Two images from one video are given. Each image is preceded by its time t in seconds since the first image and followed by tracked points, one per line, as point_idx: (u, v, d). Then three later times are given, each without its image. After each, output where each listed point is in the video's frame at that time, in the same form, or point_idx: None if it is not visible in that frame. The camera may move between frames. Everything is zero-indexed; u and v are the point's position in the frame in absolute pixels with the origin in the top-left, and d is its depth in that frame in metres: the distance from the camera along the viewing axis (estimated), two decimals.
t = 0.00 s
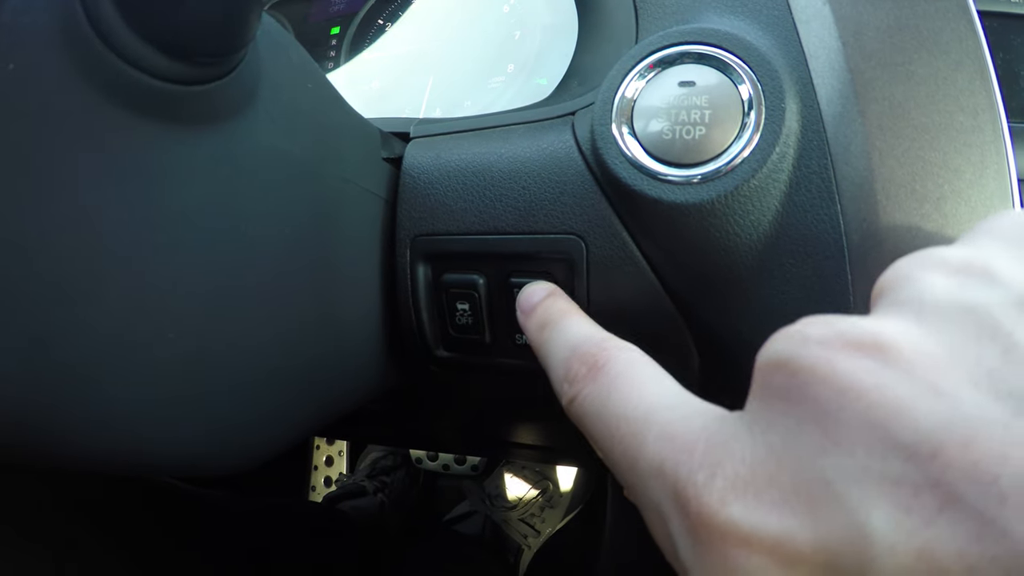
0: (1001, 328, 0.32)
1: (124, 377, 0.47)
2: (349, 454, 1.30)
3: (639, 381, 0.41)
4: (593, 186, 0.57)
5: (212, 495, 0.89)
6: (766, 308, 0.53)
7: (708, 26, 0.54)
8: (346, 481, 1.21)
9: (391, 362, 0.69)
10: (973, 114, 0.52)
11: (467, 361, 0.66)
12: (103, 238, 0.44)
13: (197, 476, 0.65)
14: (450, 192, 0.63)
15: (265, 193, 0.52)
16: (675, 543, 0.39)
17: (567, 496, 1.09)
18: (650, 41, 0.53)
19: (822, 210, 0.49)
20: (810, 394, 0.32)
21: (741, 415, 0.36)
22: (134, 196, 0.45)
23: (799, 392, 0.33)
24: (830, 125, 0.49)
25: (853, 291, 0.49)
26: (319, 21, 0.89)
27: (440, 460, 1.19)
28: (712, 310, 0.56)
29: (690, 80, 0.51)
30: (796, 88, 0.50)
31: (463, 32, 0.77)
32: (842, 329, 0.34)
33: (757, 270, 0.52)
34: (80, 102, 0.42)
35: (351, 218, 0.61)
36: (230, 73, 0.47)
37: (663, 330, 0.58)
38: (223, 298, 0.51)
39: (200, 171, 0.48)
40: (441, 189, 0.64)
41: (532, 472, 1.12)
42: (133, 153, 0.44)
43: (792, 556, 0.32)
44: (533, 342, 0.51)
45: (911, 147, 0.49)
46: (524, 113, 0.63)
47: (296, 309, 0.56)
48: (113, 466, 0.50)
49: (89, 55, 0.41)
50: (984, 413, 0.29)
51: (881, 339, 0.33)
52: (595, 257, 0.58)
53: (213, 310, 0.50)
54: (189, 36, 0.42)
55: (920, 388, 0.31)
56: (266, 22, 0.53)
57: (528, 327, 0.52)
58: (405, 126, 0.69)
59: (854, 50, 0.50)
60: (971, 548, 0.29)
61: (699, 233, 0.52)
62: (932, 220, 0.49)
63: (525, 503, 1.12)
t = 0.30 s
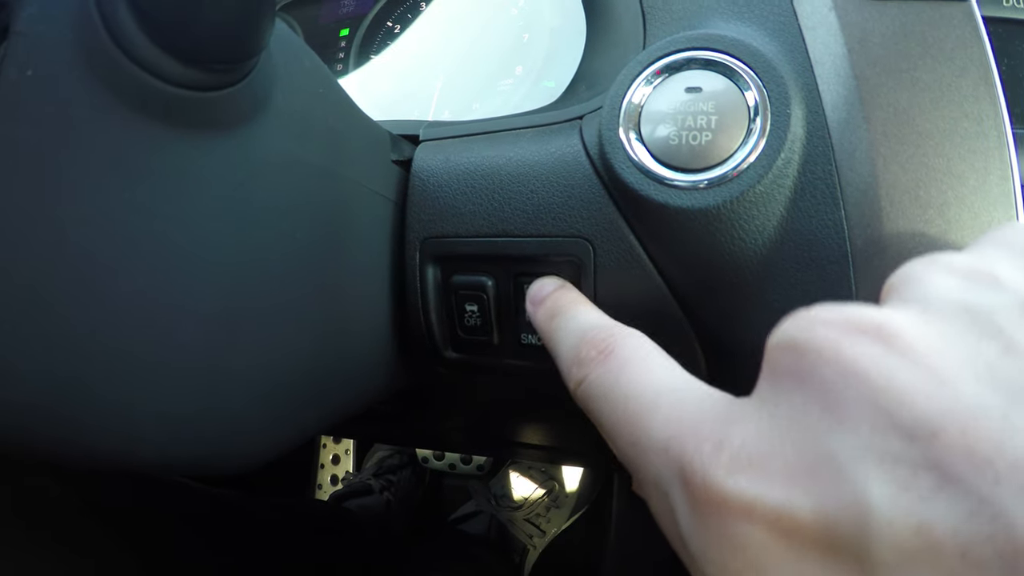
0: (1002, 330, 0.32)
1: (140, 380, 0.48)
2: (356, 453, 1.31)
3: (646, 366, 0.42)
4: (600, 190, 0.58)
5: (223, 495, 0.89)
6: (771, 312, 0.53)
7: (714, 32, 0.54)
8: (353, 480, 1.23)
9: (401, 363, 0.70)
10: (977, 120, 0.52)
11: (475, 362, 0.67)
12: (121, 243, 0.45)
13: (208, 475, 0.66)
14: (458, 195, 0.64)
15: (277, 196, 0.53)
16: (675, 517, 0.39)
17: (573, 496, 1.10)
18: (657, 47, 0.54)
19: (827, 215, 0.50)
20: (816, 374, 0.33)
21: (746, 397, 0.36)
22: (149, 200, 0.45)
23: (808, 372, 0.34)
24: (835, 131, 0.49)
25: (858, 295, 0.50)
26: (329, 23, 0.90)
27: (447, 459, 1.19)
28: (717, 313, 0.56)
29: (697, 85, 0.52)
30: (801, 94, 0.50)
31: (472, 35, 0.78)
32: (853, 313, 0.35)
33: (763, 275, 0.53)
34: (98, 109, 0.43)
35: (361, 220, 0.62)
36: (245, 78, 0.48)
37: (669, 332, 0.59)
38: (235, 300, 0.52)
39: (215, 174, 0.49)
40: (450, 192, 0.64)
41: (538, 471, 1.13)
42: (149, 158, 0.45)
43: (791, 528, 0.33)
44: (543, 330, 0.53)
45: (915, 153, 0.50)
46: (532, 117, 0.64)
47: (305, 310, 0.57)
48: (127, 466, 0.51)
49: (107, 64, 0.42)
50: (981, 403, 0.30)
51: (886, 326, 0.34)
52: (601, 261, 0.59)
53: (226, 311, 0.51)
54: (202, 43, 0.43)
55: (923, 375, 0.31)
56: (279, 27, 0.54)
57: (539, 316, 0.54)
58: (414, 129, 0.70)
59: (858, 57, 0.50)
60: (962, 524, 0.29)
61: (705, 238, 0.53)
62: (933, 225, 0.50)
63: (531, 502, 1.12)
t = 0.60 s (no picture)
0: None
1: (145, 382, 0.48)
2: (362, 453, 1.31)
3: None
4: (606, 191, 0.58)
5: (229, 493, 0.91)
6: (776, 317, 0.52)
7: (723, 32, 0.54)
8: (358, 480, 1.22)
9: (406, 364, 0.69)
10: (989, 123, 0.49)
11: (480, 365, 0.67)
12: (126, 245, 0.45)
13: (214, 476, 0.66)
14: (463, 196, 0.64)
15: (280, 198, 0.53)
16: None
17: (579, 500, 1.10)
18: (665, 48, 0.53)
19: (835, 218, 0.49)
20: None
21: None
22: (152, 201, 0.45)
23: None
24: (845, 133, 0.49)
25: (868, 301, 0.49)
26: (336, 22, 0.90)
27: (453, 460, 1.18)
28: (723, 318, 0.55)
29: (705, 86, 0.51)
30: (811, 94, 0.50)
31: (478, 34, 0.78)
32: None
33: (772, 279, 0.52)
34: (102, 110, 0.43)
35: (366, 221, 0.62)
36: (247, 80, 0.48)
37: (676, 336, 0.58)
38: (239, 302, 0.51)
39: (219, 176, 0.48)
40: (456, 193, 0.64)
41: (544, 474, 1.11)
42: (153, 158, 0.45)
43: None
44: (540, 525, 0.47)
45: (926, 157, 0.48)
46: (538, 117, 0.63)
47: (309, 312, 0.57)
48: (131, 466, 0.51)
49: (111, 67, 0.42)
50: None
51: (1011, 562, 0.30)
52: (606, 263, 0.58)
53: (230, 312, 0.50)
54: (206, 44, 0.43)
55: None
56: (283, 28, 0.54)
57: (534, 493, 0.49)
58: (420, 129, 0.70)
59: (868, 58, 0.49)
60: None
61: (712, 241, 0.52)
62: (942, 232, 0.48)
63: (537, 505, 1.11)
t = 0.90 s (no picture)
0: None
1: (138, 382, 0.47)
2: (365, 452, 1.31)
3: None
4: (604, 189, 0.57)
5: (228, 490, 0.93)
6: (776, 316, 0.52)
7: (722, 26, 0.53)
8: (360, 479, 1.22)
9: (404, 363, 0.69)
10: (993, 117, 0.48)
11: (477, 363, 0.66)
12: (119, 243, 0.44)
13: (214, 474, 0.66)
14: (461, 194, 0.64)
15: (276, 194, 0.53)
16: None
17: (580, 500, 1.09)
18: (662, 44, 0.53)
19: (834, 215, 0.48)
20: None
21: None
22: (145, 198, 0.45)
23: None
24: (846, 129, 0.48)
25: (869, 301, 0.47)
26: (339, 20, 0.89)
27: (456, 459, 1.22)
28: (722, 317, 0.54)
29: (703, 81, 0.50)
30: (811, 90, 0.49)
31: (479, 31, 0.77)
32: None
33: (770, 277, 0.51)
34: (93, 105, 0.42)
35: (364, 218, 0.62)
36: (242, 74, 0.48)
37: (674, 335, 0.57)
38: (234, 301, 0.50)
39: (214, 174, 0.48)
40: (454, 191, 0.64)
41: (548, 471, 1.10)
42: (144, 154, 0.44)
43: None
44: None
45: (928, 152, 0.46)
46: (536, 114, 0.63)
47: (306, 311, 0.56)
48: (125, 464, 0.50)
49: (103, 64, 0.42)
50: None
51: None
52: (603, 260, 0.58)
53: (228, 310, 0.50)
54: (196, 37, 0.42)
55: None
56: (279, 24, 0.53)
57: None
58: (420, 127, 0.69)
59: (869, 53, 0.48)
60: None
61: (710, 238, 0.52)
62: (947, 228, 0.46)
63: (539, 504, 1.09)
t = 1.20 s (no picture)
0: None
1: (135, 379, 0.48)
2: (364, 450, 1.32)
3: None
4: (591, 188, 0.58)
5: (228, 484, 0.94)
6: (759, 314, 0.52)
7: (706, 28, 0.54)
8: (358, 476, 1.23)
9: (398, 361, 0.70)
10: (975, 115, 0.48)
11: (467, 360, 0.67)
12: (116, 244, 0.45)
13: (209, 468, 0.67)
14: (452, 193, 0.65)
15: (270, 194, 0.53)
16: None
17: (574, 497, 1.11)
18: (646, 46, 0.54)
19: (814, 214, 0.49)
20: None
21: None
22: (142, 198, 0.46)
23: None
24: (825, 127, 0.48)
25: (848, 298, 0.48)
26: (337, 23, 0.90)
27: (455, 458, 1.19)
28: (709, 313, 0.55)
29: (685, 82, 0.51)
30: (791, 91, 0.50)
31: (474, 34, 0.78)
32: None
33: (751, 274, 0.52)
34: (93, 109, 0.43)
35: (358, 218, 0.63)
36: (238, 77, 0.48)
37: (659, 332, 0.58)
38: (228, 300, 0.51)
39: (211, 174, 0.49)
40: (445, 189, 0.65)
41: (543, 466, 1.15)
42: (143, 157, 0.45)
43: None
44: None
45: (907, 151, 0.47)
46: (526, 114, 0.64)
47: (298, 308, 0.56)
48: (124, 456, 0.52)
49: (100, 68, 0.43)
50: None
51: None
52: (590, 258, 0.59)
53: (223, 309, 0.51)
54: (191, 48, 0.43)
55: None
56: (274, 27, 0.54)
57: None
58: (414, 128, 0.70)
59: (851, 51, 0.49)
60: None
61: (694, 236, 0.52)
62: (927, 225, 0.46)
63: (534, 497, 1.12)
